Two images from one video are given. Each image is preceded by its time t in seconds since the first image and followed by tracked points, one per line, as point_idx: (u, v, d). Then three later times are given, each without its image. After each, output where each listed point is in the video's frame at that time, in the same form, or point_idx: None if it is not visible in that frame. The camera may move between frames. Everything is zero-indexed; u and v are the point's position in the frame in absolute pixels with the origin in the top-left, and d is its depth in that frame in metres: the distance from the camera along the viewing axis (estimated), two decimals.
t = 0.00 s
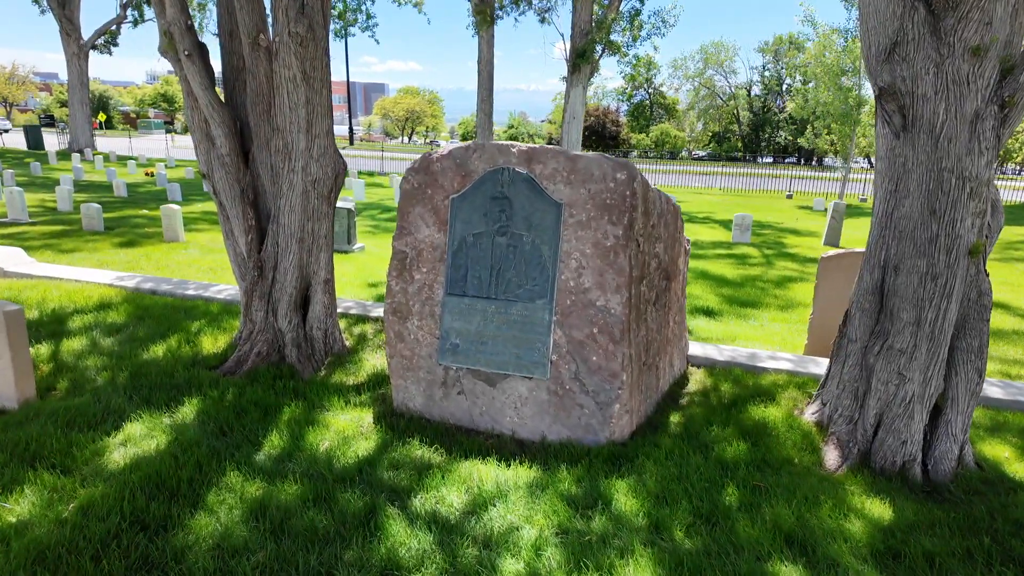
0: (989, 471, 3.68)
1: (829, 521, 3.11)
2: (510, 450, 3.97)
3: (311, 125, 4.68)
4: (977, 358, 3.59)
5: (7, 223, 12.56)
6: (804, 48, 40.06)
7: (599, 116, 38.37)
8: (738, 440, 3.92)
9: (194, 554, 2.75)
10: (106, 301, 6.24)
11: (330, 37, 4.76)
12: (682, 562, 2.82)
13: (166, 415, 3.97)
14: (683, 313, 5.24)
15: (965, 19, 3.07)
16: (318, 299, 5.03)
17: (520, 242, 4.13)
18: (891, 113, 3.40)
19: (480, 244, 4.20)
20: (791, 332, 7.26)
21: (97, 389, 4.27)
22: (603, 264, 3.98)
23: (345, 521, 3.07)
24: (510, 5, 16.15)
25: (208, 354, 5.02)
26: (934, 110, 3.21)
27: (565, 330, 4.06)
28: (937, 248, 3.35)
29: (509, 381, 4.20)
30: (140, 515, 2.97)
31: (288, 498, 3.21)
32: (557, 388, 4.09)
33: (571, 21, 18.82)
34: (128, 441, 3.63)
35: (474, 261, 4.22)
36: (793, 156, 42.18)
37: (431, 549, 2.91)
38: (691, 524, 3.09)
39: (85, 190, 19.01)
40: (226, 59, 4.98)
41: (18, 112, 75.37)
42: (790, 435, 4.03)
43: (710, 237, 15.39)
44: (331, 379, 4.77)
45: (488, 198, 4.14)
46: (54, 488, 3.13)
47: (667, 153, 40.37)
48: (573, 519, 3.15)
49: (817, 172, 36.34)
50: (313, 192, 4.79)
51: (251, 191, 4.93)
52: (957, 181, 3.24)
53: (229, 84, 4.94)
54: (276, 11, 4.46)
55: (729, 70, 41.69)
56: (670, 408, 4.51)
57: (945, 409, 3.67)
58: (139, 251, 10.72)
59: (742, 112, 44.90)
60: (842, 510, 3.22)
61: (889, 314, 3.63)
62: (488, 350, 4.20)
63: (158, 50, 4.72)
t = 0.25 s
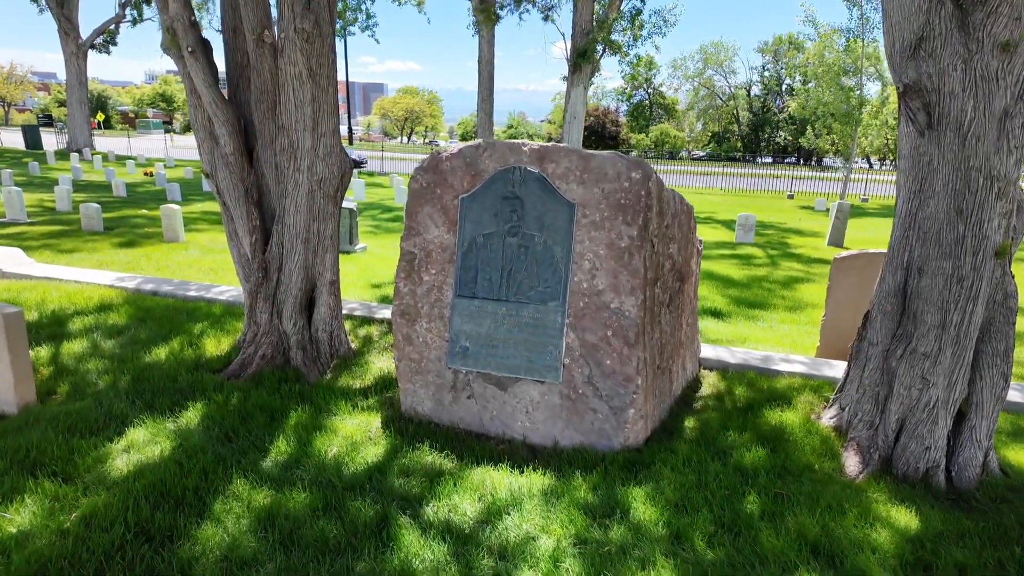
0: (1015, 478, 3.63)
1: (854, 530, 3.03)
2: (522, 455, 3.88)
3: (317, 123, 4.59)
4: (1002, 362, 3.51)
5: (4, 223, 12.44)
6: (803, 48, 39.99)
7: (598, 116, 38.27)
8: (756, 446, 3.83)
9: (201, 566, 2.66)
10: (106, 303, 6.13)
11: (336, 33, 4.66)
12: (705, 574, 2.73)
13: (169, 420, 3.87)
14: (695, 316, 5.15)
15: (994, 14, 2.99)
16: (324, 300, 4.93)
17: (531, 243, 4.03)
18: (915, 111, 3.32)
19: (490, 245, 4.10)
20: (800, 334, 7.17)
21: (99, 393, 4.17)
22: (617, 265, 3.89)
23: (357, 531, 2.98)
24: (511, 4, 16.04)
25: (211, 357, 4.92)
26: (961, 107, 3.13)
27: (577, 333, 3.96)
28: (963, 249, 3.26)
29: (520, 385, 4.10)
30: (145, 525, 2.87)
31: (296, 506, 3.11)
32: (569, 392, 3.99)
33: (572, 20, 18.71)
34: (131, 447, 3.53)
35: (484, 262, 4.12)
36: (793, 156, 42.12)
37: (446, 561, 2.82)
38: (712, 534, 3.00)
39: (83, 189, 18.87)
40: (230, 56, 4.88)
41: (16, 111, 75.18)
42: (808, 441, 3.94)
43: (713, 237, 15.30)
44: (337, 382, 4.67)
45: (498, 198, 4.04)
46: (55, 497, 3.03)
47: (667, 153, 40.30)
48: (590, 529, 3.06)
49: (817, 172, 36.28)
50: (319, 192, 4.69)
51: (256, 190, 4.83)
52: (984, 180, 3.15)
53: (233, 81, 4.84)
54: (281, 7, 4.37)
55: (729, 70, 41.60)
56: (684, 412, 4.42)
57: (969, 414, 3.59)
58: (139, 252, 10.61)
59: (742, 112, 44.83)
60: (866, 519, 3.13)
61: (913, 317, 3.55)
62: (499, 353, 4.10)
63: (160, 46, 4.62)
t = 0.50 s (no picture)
0: None
1: (882, 541, 2.93)
2: (533, 462, 3.77)
3: (321, 121, 4.47)
4: None
5: None
6: (800, 48, 39.99)
7: (595, 116, 38.19)
8: (773, 453, 3.73)
9: None
10: (103, 304, 5.99)
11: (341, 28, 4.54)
12: None
13: (170, 427, 3.75)
14: (705, 318, 5.04)
15: None
16: (327, 302, 4.81)
17: (542, 244, 3.92)
18: (941, 108, 3.23)
19: (500, 245, 3.98)
20: (808, 335, 7.09)
21: (97, 398, 4.04)
22: (631, 267, 3.79)
23: (367, 542, 2.87)
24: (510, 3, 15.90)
25: (211, 360, 4.79)
26: (991, 104, 3.05)
27: (590, 336, 3.85)
28: (991, 250, 3.18)
29: (531, 390, 3.99)
30: (147, 539, 2.76)
31: (304, 517, 3.00)
32: (582, 397, 3.88)
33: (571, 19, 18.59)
34: (130, 455, 3.41)
35: (493, 263, 4.01)
36: (790, 156, 42.13)
37: (461, 575, 2.71)
38: (735, 546, 2.90)
39: (77, 189, 18.68)
40: (231, 52, 4.76)
41: (8, 110, 74.66)
42: (827, 447, 3.85)
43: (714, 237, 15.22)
44: (341, 386, 4.55)
45: (509, 197, 3.94)
46: (52, 509, 2.91)
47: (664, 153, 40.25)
48: (609, 540, 2.95)
49: (814, 172, 36.29)
50: (323, 191, 4.57)
51: (257, 189, 4.72)
52: (1014, 180, 3.07)
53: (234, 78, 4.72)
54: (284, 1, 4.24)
55: (726, 70, 41.55)
56: (697, 417, 4.32)
57: (993, 419, 3.50)
58: (135, 252, 10.45)
59: (739, 112, 44.82)
60: (893, 528, 3.04)
61: (936, 320, 3.46)
62: (509, 357, 3.99)
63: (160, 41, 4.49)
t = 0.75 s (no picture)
0: None
1: (904, 552, 2.87)
2: (542, 472, 3.68)
3: (320, 121, 4.35)
4: None
5: None
6: (785, 49, 40.27)
7: (583, 116, 38.19)
8: (787, 461, 3.67)
9: None
10: (91, 309, 5.81)
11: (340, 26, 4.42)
12: None
13: (165, 438, 3.61)
14: (710, 322, 4.98)
15: None
16: (326, 307, 4.69)
17: (550, 248, 3.83)
18: (960, 111, 3.20)
19: (507, 249, 3.88)
20: (808, 338, 7.07)
21: (87, 409, 3.89)
22: (641, 271, 3.70)
23: (376, 560, 2.76)
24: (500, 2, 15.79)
25: (206, 367, 4.65)
26: (1012, 107, 3.03)
27: (600, 342, 3.77)
28: (1010, 255, 3.15)
29: (539, 397, 3.89)
30: (146, 560, 2.63)
31: (309, 534, 2.88)
32: (591, 405, 3.79)
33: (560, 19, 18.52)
34: (125, 469, 3.27)
35: (499, 267, 3.90)
36: (776, 157, 42.43)
37: None
38: (756, 559, 2.83)
39: (58, 189, 18.30)
40: (226, 49, 4.62)
41: None
42: (839, 454, 3.79)
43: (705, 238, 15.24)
44: (341, 394, 4.43)
45: (516, 200, 3.84)
46: (44, 529, 2.77)
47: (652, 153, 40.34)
48: (626, 554, 2.87)
49: (801, 172, 36.57)
50: (322, 194, 4.45)
51: (254, 191, 4.58)
52: None
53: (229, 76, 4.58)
54: None
55: (712, 71, 41.74)
56: (706, 424, 4.25)
57: (1008, 426, 3.46)
58: (120, 253, 10.22)
59: (726, 112, 45.06)
60: (914, 538, 2.98)
61: (952, 325, 3.42)
62: (516, 364, 3.89)
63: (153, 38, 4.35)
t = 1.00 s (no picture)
0: None
1: (915, 560, 2.83)
2: (544, 480, 3.60)
3: (314, 122, 4.25)
4: None
5: None
6: (771, 51, 40.54)
7: (571, 116, 38.19)
8: (791, 467, 3.63)
9: None
10: (76, 314, 5.66)
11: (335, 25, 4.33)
12: None
13: (155, 449, 3.50)
14: (710, 325, 4.94)
15: None
16: (319, 312, 4.59)
17: (551, 251, 3.76)
18: (966, 113, 3.16)
19: (507, 253, 3.81)
20: (803, 339, 7.06)
21: (73, 419, 3.76)
22: (644, 275, 3.64)
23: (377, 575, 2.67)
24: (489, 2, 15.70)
25: (196, 374, 4.53)
26: (1019, 110, 3.03)
27: (602, 347, 3.70)
28: (1017, 259, 3.13)
29: (539, 404, 3.82)
30: None
31: (307, 548, 2.79)
32: (593, 411, 3.73)
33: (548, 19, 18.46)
34: (114, 482, 3.16)
35: (499, 271, 3.83)
36: (762, 157, 42.70)
37: None
38: (766, 569, 2.77)
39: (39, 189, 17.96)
40: (217, 49, 4.51)
41: None
42: (843, 459, 3.75)
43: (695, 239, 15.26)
44: (335, 400, 4.33)
45: (516, 203, 3.77)
46: (29, 547, 2.66)
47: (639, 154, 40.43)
48: (634, 566, 2.80)
49: (787, 173, 36.81)
50: (316, 196, 4.35)
51: (245, 194, 4.47)
52: None
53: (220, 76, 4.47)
54: None
55: (699, 72, 41.92)
56: (708, 429, 4.20)
57: (1012, 430, 3.44)
58: (105, 255, 10.02)
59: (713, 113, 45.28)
60: (924, 546, 2.94)
61: (957, 329, 3.39)
62: (516, 370, 3.82)
63: (141, 36, 4.23)
